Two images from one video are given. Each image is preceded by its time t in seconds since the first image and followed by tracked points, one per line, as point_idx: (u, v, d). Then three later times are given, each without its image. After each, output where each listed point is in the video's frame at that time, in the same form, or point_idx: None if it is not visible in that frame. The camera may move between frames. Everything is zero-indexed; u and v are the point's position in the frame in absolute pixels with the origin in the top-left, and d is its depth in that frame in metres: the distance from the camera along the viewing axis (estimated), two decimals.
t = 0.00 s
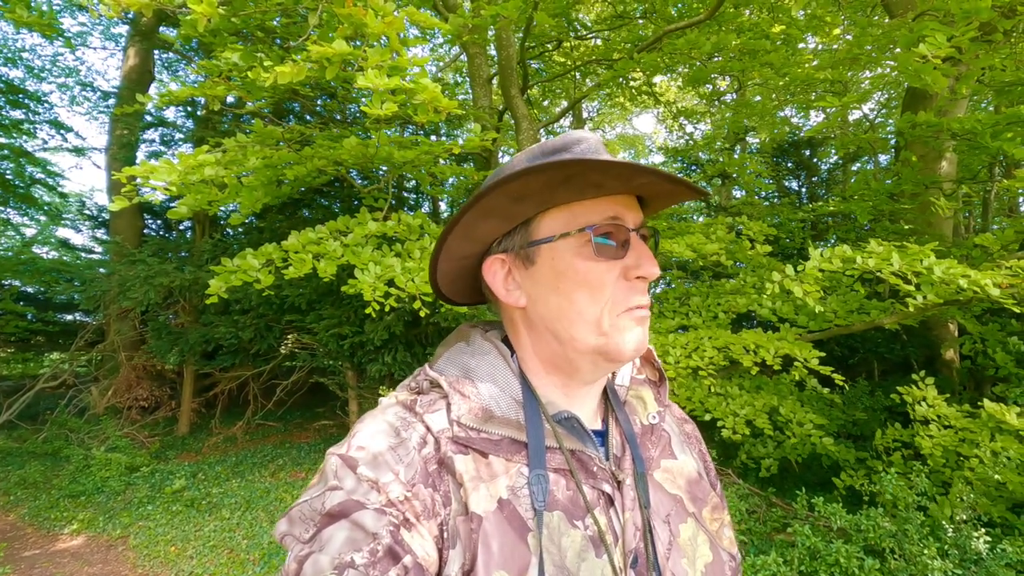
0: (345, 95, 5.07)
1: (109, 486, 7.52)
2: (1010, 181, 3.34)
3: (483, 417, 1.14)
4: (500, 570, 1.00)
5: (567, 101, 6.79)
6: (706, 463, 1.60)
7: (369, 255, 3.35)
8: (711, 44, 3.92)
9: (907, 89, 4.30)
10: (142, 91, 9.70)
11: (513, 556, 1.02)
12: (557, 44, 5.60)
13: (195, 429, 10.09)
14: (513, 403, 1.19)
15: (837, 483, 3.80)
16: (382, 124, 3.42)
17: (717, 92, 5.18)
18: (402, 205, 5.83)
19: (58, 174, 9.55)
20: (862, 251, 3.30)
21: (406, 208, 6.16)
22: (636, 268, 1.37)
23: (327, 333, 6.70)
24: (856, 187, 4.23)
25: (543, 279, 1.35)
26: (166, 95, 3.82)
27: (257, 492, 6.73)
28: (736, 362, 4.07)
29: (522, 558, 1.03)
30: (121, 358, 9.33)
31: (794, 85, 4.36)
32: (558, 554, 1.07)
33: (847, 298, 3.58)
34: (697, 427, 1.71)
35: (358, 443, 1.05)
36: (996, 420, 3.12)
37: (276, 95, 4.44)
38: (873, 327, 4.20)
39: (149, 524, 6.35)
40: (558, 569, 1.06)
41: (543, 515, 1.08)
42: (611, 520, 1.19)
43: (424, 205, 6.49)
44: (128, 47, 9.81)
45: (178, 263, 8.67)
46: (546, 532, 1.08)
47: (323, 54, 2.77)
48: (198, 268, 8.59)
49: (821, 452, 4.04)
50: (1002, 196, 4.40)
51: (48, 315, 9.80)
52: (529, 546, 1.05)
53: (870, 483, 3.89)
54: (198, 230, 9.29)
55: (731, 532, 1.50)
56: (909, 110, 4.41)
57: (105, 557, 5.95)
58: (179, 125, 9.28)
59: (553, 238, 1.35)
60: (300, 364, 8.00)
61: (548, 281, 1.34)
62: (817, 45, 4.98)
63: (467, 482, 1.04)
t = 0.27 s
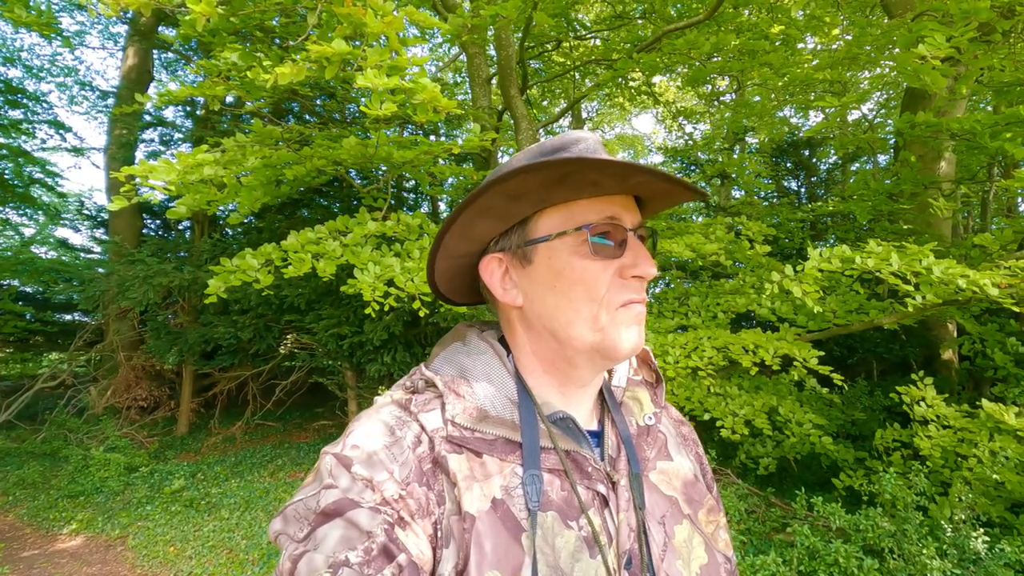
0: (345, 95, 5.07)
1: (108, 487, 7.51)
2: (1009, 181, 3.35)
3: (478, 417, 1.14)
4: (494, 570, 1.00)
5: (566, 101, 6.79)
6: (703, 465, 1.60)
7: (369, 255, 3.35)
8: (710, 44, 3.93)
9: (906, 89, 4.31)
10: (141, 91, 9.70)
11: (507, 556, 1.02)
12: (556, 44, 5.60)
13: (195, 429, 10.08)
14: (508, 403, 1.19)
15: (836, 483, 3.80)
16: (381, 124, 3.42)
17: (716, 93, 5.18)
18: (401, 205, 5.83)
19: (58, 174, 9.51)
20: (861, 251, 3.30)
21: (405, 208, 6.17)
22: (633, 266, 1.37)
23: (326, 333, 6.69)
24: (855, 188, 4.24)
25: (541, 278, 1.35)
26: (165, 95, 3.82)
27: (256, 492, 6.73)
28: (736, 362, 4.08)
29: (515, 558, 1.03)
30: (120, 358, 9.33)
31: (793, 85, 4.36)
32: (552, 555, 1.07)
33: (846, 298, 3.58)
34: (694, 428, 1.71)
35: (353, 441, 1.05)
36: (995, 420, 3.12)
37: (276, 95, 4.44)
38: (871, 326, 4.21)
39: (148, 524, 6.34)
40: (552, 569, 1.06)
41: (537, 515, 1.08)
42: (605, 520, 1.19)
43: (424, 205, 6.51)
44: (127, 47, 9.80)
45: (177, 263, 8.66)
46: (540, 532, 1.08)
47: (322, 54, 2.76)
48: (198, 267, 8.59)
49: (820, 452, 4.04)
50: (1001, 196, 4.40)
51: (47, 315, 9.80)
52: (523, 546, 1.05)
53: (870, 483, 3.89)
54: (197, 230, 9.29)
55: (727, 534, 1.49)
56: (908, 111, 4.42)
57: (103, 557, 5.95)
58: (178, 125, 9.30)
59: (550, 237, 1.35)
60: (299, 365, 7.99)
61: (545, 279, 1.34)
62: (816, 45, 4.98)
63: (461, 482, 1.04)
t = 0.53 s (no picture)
0: (344, 95, 5.06)
1: (106, 487, 7.50)
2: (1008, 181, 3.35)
3: (480, 417, 1.14)
4: (495, 571, 1.00)
5: (566, 101, 6.79)
6: (701, 466, 1.60)
7: (368, 255, 3.35)
8: (709, 44, 3.92)
9: (905, 89, 4.31)
10: (140, 91, 9.69)
11: (508, 557, 1.02)
12: (555, 44, 5.60)
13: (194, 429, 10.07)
14: (510, 403, 1.19)
15: (835, 483, 3.80)
16: (380, 124, 3.42)
17: (715, 93, 5.17)
18: (400, 205, 5.82)
19: (56, 174, 9.51)
20: (860, 252, 3.30)
21: (404, 207, 6.16)
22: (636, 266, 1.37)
23: (326, 333, 6.69)
24: (854, 188, 4.25)
25: (542, 277, 1.35)
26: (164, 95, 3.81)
27: (255, 492, 6.72)
28: (735, 362, 4.08)
29: (516, 559, 1.03)
30: (119, 358, 9.32)
31: (793, 85, 4.35)
32: (553, 556, 1.07)
33: (845, 298, 3.58)
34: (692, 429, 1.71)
35: (354, 441, 1.05)
36: (993, 420, 3.12)
37: (275, 94, 4.43)
38: (870, 326, 4.21)
39: (146, 525, 6.33)
40: (553, 570, 1.06)
41: (538, 516, 1.08)
42: (606, 521, 1.20)
43: (423, 205, 6.51)
44: (125, 47, 9.79)
45: (176, 264, 8.65)
46: (541, 533, 1.08)
47: (320, 54, 2.76)
48: (197, 267, 8.57)
49: (820, 453, 4.05)
50: (1000, 196, 4.40)
51: (45, 315, 9.78)
52: (523, 547, 1.05)
53: (869, 483, 3.90)
54: (196, 230, 9.28)
55: (725, 535, 1.50)
56: (906, 111, 4.42)
57: (102, 557, 5.94)
58: (176, 125, 9.29)
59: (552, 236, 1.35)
60: (298, 365, 7.99)
61: (547, 279, 1.34)
62: (815, 45, 4.98)
63: (462, 483, 1.04)
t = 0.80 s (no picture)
0: (343, 95, 5.06)
1: (105, 487, 7.48)
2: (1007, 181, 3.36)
3: (482, 415, 1.13)
4: (496, 569, 1.00)
5: (565, 101, 6.78)
6: (700, 467, 1.60)
7: (367, 255, 3.35)
8: (709, 44, 3.92)
9: (904, 89, 4.31)
10: (139, 91, 9.69)
11: (509, 555, 1.02)
12: (555, 44, 5.59)
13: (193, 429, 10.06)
14: (512, 402, 1.19)
15: (835, 483, 3.80)
16: (379, 124, 3.42)
17: (714, 93, 5.16)
18: (400, 205, 5.82)
19: (54, 174, 9.51)
20: (860, 252, 3.30)
21: (403, 207, 6.16)
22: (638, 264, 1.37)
23: (325, 333, 6.68)
24: (853, 188, 4.25)
25: (545, 275, 1.35)
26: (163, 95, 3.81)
27: (254, 492, 6.72)
28: (734, 362, 4.07)
29: (517, 557, 1.03)
30: (118, 358, 9.32)
31: (792, 86, 4.35)
32: (554, 554, 1.07)
33: (844, 299, 3.58)
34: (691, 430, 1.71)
35: (357, 438, 1.05)
36: (993, 420, 3.13)
37: (274, 94, 4.43)
38: (870, 326, 4.21)
39: (145, 525, 6.33)
40: (554, 568, 1.06)
41: (538, 514, 1.08)
42: (606, 520, 1.19)
43: (422, 205, 6.51)
44: (124, 47, 9.79)
45: (175, 264, 8.64)
46: (541, 532, 1.07)
47: (319, 53, 2.75)
48: (196, 268, 8.57)
49: (819, 453, 4.05)
50: (999, 196, 4.40)
51: (44, 315, 9.77)
52: (524, 545, 1.05)
53: (868, 483, 3.90)
54: (195, 230, 9.27)
55: (724, 536, 1.49)
56: (905, 111, 4.42)
57: (101, 558, 5.93)
58: (175, 125, 9.27)
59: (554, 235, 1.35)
60: (297, 365, 7.98)
61: (550, 277, 1.34)
62: (814, 45, 4.97)
63: (464, 480, 1.03)
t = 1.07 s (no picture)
0: (342, 95, 5.06)
1: (104, 488, 7.47)
2: (1005, 181, 3.37)
3: (484, 414, 1.14)
4: (499, 566, 1.00)
5: (564, 101, 6.77)
6: (698, 466, 1.60)
7: (367, 255, 3.35)
8: (708, 44, 3.91)
9: (903, 90, 4.32)
10: (138, 90, 9.68)
11: (512, 552, 1.02)
12: (554, 44, 5.59)
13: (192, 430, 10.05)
14: (512, 401, 1.19)
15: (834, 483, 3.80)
16: (379, 124, 3.42)
17: (714, 93, 5.16)
18: (399, 205, 5.82)
19: (53, 174, 9.51)
20: (859, 252, 3.31)
21: (402, 207, 6.16)
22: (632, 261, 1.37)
23: (324, 333, 6.68)
24: (852, 189, 4.26)
25: (541, 274, 1.35)
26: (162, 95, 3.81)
27: (254, 493, 6.71)
28: (733, 363, 4.08)
29: (520, 555, 1.03)
30: (117, 358, 9.31)
31: (791, 86, 4.36)
32: (555, 551, 1.07)
33: (843, 299, 3.59)
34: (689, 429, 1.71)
35: (359, 437, 1.05)
36: (991, 420, 3.13)
37: (273, 95, 4.44)
38: (869, 326, 4.22)
39: (144, 525, 6.32)
40: (555, 566, 1.06)
41: (540, 512, 1.08)
42: (606, 518, 1.20)
43: (421, 205, 6.52)
44: (123, 47, 9.79)
45: (174, 264, 8.63)
46: (543, 529, 1.08)
47: (319, 53, 2.75)
48: (195, 268, 8.56)
49: (818, 452, 4.05)
50: (998, 196, 4.40)
51: (43, 315, 9.76)
52: (526, 543, 1.05)
53: (867, 482, 3.90)
54: (194, 230, 9.27)
55: (723, 535, 1.50)
56: (904, 111, 4.42)
57: (100, 558, 5.92)
58: (174, 124, 9.27)
59: (549, 235, 1.35)
60: (296, 365, 7.98)
61: (545, 276, 1.34)
62: (813, 46, 4.98)
63: (466, 478, 1.04)
